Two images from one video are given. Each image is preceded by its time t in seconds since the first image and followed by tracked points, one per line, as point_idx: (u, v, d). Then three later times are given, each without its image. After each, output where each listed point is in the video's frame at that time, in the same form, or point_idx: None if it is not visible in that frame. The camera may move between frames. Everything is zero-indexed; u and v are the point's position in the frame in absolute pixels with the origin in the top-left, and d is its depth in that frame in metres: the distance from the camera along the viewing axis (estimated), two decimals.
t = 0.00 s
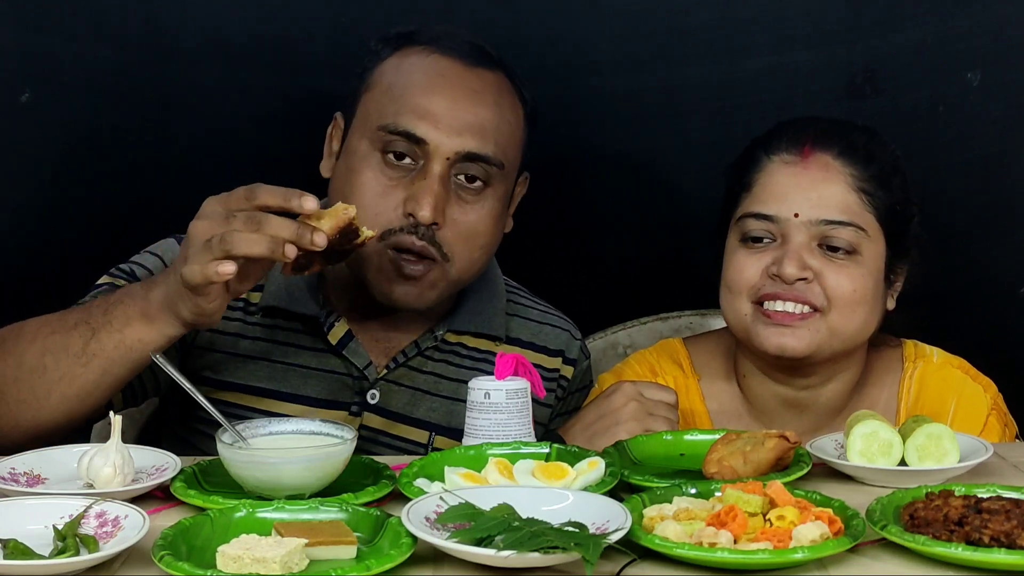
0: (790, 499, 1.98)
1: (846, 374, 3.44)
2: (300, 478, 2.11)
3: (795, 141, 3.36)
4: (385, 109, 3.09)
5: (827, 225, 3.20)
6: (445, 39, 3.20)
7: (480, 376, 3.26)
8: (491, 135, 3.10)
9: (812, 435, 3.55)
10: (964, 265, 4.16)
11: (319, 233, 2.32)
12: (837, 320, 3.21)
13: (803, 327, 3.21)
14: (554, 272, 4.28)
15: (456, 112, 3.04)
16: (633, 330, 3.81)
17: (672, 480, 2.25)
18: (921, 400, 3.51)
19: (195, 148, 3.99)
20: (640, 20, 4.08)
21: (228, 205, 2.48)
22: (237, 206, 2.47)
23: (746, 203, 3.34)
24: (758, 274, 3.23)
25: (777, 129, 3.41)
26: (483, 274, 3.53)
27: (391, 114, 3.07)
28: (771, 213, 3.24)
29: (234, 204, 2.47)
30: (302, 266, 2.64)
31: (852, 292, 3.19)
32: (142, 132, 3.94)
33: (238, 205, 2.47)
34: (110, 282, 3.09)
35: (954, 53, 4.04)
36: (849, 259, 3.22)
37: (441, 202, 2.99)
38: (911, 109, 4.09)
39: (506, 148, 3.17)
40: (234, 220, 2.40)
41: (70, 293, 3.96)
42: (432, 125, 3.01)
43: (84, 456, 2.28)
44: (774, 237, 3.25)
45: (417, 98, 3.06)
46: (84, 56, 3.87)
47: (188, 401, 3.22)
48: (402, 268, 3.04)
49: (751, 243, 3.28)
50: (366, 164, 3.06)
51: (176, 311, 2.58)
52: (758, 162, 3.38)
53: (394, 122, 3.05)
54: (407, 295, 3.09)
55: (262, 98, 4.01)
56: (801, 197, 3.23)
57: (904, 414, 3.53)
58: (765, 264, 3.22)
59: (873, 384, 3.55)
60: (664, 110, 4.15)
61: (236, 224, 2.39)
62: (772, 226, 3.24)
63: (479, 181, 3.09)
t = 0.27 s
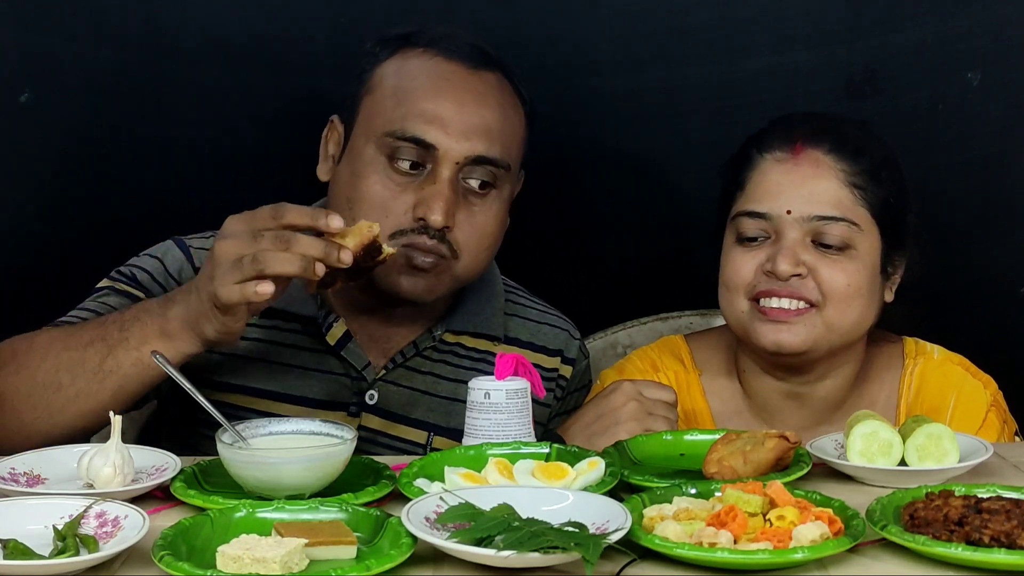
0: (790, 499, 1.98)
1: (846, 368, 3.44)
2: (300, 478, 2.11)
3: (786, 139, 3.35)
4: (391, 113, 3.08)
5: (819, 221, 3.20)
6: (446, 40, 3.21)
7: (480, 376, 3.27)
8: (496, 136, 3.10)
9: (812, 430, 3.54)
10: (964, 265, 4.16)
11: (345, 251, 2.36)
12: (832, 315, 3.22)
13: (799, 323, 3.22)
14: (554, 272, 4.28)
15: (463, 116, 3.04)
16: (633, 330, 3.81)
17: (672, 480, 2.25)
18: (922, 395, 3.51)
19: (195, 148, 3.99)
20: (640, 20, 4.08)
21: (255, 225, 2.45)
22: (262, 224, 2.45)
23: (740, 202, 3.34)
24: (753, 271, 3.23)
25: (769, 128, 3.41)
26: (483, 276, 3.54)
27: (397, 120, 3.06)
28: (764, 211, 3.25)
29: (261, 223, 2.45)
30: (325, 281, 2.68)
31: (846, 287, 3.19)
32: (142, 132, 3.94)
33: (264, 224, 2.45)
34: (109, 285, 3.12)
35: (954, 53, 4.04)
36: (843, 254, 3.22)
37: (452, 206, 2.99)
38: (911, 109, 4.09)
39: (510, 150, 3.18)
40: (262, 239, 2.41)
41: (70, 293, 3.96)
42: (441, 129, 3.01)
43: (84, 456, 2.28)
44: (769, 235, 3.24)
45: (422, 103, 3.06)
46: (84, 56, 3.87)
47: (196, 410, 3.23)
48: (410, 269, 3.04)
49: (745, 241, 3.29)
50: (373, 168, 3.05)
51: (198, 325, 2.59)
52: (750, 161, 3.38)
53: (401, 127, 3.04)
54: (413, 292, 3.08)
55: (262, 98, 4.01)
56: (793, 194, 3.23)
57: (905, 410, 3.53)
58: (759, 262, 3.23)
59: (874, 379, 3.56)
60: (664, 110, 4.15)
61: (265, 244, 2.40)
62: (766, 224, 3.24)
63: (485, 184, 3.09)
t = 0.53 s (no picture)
0: (790, 499, 1.98)
1: (847, 356, 3.44)
2: (300, 478, 2.11)
3: (759, 138, 3.35)
4: (385, 113, 3.08)
5: (798, 218, 3.21)
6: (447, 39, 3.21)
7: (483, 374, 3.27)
8: (491, 136, 3.11)
9: (812, 422, 3.55)
10: (964, 265, 4.16)
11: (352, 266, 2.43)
12: (824, 308, 3.23)
13: (793, 320, 3.24)
14: (554, 272, 4.28)
15: (458, 115, 3.05)
16: (633, 329, 3.81)
17: (672, 480, 2.25)
18: (922, 386, 3.51)
19: (195, 148, 3.98)
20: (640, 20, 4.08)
21: (257, 251, 2.53)
22: (265, 249, 2.52)
23: (723, 207, 3.35)
24: (742, 274, 3.25)
25: (743, 128, 3.40)
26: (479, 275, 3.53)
27: (392, 118, 3.06)
28: (745, 215, 3.25)
29: (264, 248, 2.52)
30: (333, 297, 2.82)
31: (834, 279, 3.20)
32: (141, 132, 3.94)
33: (266, 247, 2.52)
34: (104, 300, 3.15)
35: (954, 53, 4.04)
36: (827, 247, 3.22)
37: (446, 206, 2.98)
38: (911, 109, 4.09)
39: (504, 151, 3.18)
40: (269, 263, 2.46)
41: (71, 293, 3.97)
42: (435, 127, 3.02)
43: (84, 456, 2.28)
44: (753, 237, 3.25)
45: (417, 103, 3.07)
46: (84, 56, 3.87)
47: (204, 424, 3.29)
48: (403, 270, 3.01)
49: (730, 245, 3.30)
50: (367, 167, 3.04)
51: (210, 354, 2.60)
52: (729, 163, 3.38)
53: (395, 126, 3.04)
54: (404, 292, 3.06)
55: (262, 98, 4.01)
56: (769, 195, 3.23)
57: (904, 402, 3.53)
58: (746, 264, 3.24)
59: (874, 369, 3.56)
60: (664, 110, 4.15)
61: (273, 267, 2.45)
62: (748, 227, 3.25)
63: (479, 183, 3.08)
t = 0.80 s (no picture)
0: (790, 499, 1.98)
1: (842, 352, 3.45)
2: (300, 478, 2.11)
3: (757, 135, 3.34)
4: (367, 128, 3.11)
5: (796, 214, 3.22)
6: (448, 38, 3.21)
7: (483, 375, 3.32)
8: (474, 151, 3.13)
9: (811, 418, 3.55)
10: (964, 265, 4.16)
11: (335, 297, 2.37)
12: (821, 304, 3.24)
13: (790, 314, 3.24)
14: (554, 272, 4.28)
15: (439, 131, 3.07)
16: (633, 329, 3.80)
17: (672, 480, 2.25)
18: (918, 379, 3.51)
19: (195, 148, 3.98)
20: (640, 20, 4.08)
21: (242, 287, 2.55)
22: (250, 286, 2.54)
23: (722, 203, 3.35)
24: (740, 269, 3.24)
25: (740, 126, 3.39)
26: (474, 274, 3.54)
27: (373, 134, 3.09)
28: (744, 211, 3.25)
29: (248, 285, 2.54)
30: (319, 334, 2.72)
31: (832, 274, 3.21)
32: (141, 132, 3.93)
33: (250, 284, 2.54)
34: (97, 323, 3.23)
35: (953, 53, 4.04)
36: (824, 243, 3.23)
37: (429, 222, 3.03)
38: (911, 109, 4.09)
39: (490, 162, 3.19)
40: (254, 301, 2.49)
41: (71, 293, 3.97)
42: (415, 144, 3.04)
43: (84, 456, 2.28)
44: (752, 233, 3.25)
45: (399, 119, 3.08)
46: (84, 56, 3.87)
47: (217, 430, 3.36)
48: (387, 284, 3.08)
49: (728, 241, 3.30)
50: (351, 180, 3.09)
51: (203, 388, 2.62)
52: (725, 161, 3.38)
53: (376, 143, 3.07)
54: (393, 304, 3.12)
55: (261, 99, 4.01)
56: (768, 192, 3.24)
57: (899, 397, 3.53)
58: (744, 259, 3.23)
59: (869, 362, 3.55)
60: (664, 110, 4.15)
61: (257, 304, 2.48)
62: (747, 223, 3.25)
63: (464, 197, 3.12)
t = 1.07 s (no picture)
0: (790, 499, 1.98)
1: (842, 351, 3.45)
2: (300, 478, 2.11)
3: (756, 133, 3.35)
4: (350, 138, 3.08)
5: (793, 209, 3.22)
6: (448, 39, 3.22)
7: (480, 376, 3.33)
8: (461, 159, 3.10)
9: (811, 417, 3.55)
10: (964, 265, 4.16)
11: (317, 319, 2.38)
12: (820, 300, 3.23)
13: (788, 310, 3.24)
14: (554, 272, 4.27)
15: (422, 141, 3.04)
16: (633, 329, 3.79)
17: (672, 480, 2.25)
18: (919, 377, 3.51)
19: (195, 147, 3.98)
20: (640, 20, 4.08)
21: (227, 312, 2.60)
22: (234, 310, 2.59)
23: (720, 201, 3.35)
24: (738, 266, 3.24)
25: (739, 125, 3.39)
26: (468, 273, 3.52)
27: (355, 146, 3.06)
28: (742, 207, 3.26)
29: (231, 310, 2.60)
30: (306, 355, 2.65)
31: (830, 271, 3.21)
32: (141, 132, 3.93)
33: (235, 309, 2.60)
34: (92, 340, 3.25)
35: (953, 53, 4.04)
36: (822, 239, 3.23)
37: (415, 232, 3.03)
38: (911, 109, 4.09)
39: (478, 168, 3.16)
40: (238, 326, 2.55)
41: (71, 293, 3.97)
42: (399, 154, 3.02)
43: (84, 456, 2.28)
44: (750, 230, 3.25)
45: (381, 129, 3.05)
46: (83, 56, 3.87)
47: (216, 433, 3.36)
48: (375, 294, 3.10)
49: (726, 238, 3.30)
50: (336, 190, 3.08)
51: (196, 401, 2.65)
52: (725, 159, 3.38)
53: (360, 154, 3.05)
54: (383, 313, 3.15)
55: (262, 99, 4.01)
56: (766, 187, 3.24)
57: (900, 396, 3.53)
58: (743, 256, 3.23)
59: (870, 361, 3.55)
60: (664, 110, 4.15)
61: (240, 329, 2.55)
62: (746, 219, 3.25)
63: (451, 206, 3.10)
